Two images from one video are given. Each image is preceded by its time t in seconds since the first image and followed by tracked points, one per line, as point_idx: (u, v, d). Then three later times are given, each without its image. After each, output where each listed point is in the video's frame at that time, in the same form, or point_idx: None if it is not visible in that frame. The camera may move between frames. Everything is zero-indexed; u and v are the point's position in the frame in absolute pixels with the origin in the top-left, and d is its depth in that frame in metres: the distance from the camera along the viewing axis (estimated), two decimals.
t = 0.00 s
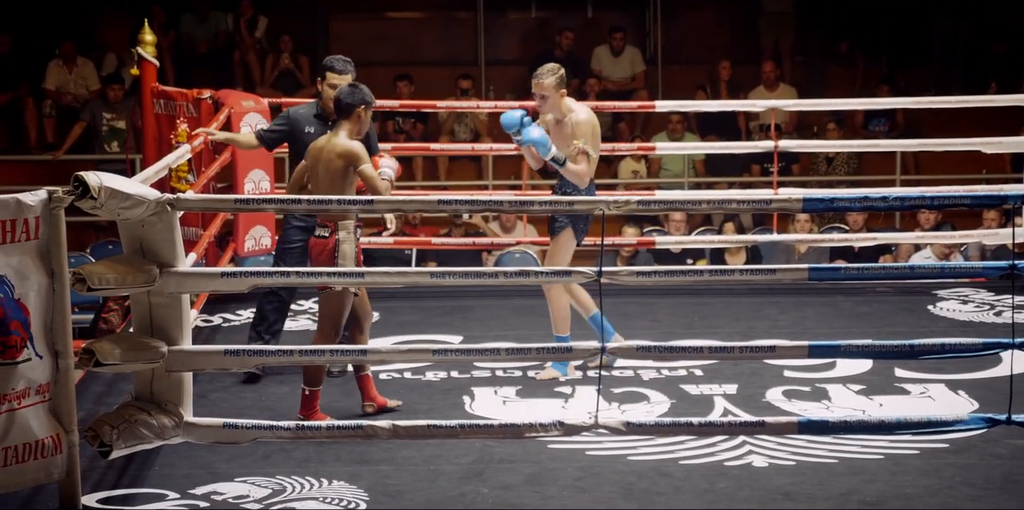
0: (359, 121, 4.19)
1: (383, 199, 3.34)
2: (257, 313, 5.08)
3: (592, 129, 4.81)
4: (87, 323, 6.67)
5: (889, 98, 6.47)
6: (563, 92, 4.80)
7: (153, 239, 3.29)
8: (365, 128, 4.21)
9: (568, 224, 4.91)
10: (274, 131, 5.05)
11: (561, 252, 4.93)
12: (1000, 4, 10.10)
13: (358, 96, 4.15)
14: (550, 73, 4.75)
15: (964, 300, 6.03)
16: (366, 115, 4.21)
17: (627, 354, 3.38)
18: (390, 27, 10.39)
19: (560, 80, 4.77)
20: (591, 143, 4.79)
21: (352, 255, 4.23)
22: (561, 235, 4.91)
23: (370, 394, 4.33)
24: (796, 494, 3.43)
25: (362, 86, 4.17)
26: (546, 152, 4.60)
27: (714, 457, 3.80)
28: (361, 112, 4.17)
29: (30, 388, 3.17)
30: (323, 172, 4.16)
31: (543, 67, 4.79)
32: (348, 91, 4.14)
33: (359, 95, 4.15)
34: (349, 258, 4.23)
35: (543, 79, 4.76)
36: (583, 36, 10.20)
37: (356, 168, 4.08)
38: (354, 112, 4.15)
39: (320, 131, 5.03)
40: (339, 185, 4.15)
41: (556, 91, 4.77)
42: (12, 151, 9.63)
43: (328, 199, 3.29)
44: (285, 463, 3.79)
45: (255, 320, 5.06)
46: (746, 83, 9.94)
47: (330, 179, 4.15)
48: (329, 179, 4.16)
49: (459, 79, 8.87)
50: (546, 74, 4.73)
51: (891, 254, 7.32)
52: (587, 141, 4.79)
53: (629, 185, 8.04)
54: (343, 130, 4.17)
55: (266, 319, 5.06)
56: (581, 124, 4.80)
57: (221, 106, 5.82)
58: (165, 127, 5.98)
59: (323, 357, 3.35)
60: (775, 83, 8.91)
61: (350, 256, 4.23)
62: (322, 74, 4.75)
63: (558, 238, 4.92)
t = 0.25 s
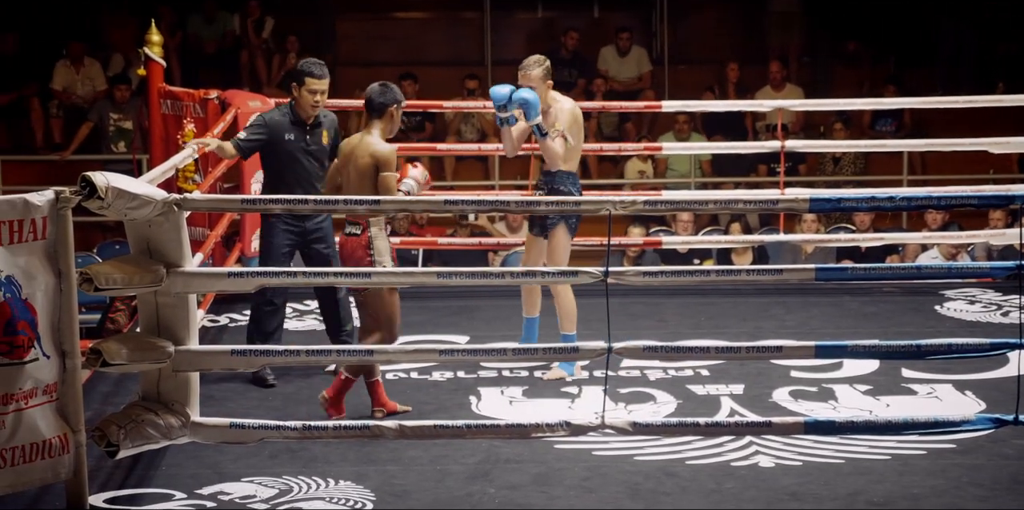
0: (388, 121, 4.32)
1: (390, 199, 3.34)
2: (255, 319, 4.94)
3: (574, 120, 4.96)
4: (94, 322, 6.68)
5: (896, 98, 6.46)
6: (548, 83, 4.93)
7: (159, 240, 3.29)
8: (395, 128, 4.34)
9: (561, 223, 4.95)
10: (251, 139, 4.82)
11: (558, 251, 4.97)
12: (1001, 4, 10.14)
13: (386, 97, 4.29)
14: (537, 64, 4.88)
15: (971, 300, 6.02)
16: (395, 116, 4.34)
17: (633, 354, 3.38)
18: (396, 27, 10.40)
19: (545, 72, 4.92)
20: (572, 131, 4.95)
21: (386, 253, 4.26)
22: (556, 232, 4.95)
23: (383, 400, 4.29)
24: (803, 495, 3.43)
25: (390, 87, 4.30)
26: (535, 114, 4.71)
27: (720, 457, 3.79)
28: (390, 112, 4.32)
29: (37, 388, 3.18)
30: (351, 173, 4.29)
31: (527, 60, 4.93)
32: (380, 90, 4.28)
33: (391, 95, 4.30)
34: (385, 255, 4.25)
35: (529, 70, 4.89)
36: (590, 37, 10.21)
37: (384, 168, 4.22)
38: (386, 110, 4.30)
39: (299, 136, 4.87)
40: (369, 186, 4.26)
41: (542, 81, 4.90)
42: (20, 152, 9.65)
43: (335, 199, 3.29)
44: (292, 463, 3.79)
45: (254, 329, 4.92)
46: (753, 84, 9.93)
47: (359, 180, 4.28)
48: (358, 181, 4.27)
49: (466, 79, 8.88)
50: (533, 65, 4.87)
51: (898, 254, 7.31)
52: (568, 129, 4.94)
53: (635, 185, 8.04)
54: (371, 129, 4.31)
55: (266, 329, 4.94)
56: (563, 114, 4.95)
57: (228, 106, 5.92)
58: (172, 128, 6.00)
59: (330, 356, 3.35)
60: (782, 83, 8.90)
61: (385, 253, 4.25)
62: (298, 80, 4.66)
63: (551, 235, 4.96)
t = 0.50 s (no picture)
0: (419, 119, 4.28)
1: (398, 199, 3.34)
2: (252, 320, 4.91)
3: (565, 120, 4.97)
4: (102, 321, 6.70)
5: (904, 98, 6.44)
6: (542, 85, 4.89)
7: (168, 240, 3.30)
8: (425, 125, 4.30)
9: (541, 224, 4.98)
10: (245, 145, 4.75)
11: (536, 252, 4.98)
12: (1001, 4, 10.06)
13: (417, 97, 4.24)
14: (533, 65, 4.82)
15: (979, 300, 6.00)
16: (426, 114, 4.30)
17: (641, 354, 3.38)
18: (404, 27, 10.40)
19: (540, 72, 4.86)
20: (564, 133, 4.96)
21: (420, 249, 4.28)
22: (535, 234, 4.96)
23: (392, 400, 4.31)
24: (811, 495, 3.42)
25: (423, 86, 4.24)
26: (535, 126, 4.66)
27: (729, 457, 3.79)
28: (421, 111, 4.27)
29: (46, 387, 3.19)
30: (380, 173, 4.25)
31: (521, 60, 4.85)
32: (412, 90, 4.22)
33: (422, 94, 4.24)
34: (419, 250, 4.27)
35: (525, 71, 4.82)
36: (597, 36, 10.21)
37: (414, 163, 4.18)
38: (417, 110, 4.25)
39: (290, 137, 4.88)
40: (400, 182, 4.24)
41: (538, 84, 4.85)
42: (29, 151, 9.68)
43: (343, 199, 3.29)
44: (300, 463, 3.80)
45: (253, 329, 4.89)
46: (761, 83, 9.92)
47: (391, 176, 4.24)
48: (388, 176, 4.24)
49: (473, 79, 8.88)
50: (530, 67, 4.80)
51: (906, 254, 7.29)
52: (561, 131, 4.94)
53: (643, 184, 8.03)
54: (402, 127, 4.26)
55: (264, 328, 4.92)
56: (556, 115, 4.95)
57: (236, 106, 5.93)
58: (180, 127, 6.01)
59: (338, 356, 3.34)
60: (790, 83, 8.88)
61: (419, 249, 4.27)
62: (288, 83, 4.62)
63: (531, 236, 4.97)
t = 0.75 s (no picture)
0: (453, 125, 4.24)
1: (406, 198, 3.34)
2: (255, 320, 4.90)
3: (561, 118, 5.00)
4: (111, 321, 6.71)
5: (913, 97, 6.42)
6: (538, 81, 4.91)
7: (177, 239, 3.30)
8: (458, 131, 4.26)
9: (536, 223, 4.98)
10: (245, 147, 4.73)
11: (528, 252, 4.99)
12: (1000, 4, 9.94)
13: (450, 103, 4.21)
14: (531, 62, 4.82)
15: (989, 300, 5.98)
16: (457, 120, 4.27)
17: (649, 354, 3.37)
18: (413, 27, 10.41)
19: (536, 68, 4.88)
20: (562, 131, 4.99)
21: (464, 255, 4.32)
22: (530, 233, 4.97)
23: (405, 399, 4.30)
24: (819, 495, 3.41)
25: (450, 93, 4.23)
26: (546, 115, 4.71)
27: (737, 457, 3.78)
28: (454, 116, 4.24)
29: (55, 387, 3.20)
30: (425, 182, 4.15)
31: (517, 56, 4.84)
32: (443, 97, 4.19)
33: (451, 101, 4.22)
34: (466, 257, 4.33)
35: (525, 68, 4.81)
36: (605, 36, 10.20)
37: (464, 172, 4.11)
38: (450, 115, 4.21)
39: (290, 137, 4.86)
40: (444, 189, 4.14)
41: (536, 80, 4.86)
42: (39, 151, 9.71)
43: (351, 199, 3.29)
44: (308, 462, 3.80)
45: (257, 329, 4.89)
46: (770, 83, 9.91)
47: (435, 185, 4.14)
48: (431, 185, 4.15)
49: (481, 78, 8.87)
50: (528, 64, 4.80)
51: (915, 254, 7.27)
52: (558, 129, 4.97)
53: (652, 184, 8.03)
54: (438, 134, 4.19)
55: (268, 328, 4.93)
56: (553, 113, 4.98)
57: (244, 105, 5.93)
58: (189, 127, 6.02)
59: (346, 355, 3.34)
60: (798, 83, 8.86)
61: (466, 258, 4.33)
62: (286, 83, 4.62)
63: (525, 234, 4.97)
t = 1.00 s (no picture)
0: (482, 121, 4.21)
1: (415, 198, 3.34)
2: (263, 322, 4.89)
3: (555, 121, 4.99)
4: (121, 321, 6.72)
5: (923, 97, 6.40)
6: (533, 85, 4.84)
7: (186, 239, 3.31)
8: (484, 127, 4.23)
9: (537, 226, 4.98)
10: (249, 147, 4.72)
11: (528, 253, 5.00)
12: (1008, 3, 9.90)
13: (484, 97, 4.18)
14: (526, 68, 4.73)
15: (998, 301, 5.96)
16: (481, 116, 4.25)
17: (658, 354, 3.37)
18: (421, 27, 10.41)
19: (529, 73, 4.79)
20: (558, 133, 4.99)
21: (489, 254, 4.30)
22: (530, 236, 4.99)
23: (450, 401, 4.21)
24: (828, 495, 3.41)
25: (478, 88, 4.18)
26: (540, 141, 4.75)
27: (746, 457, 3.77)
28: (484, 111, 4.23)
29: (65, 386, 3.21)
30: (462, 176, 4.07)
31: (512, 62, 4.75)
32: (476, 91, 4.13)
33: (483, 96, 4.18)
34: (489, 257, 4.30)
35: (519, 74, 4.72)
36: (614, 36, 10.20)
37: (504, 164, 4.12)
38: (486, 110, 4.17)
39: (289, 135, 4.89)
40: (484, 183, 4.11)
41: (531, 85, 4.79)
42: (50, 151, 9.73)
43: (360, 199, 3.29)
44: (316, 462, 3.81)
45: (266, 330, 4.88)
46: (779, 83, 9.89)
47: (474, 179, 4.09)
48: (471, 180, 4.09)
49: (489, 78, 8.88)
50: (524, 71, 4.71)
51: (924, 254, 7.25)
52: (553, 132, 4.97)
53: (660, 184, 8.02)
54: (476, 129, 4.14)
55: (276, 327, 4.92)
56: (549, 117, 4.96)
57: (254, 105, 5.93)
58: (198, 126, 6.03)
59: (355, 355, 3.33)
60: (808, 82, 8.84)
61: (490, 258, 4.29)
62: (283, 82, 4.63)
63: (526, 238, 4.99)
